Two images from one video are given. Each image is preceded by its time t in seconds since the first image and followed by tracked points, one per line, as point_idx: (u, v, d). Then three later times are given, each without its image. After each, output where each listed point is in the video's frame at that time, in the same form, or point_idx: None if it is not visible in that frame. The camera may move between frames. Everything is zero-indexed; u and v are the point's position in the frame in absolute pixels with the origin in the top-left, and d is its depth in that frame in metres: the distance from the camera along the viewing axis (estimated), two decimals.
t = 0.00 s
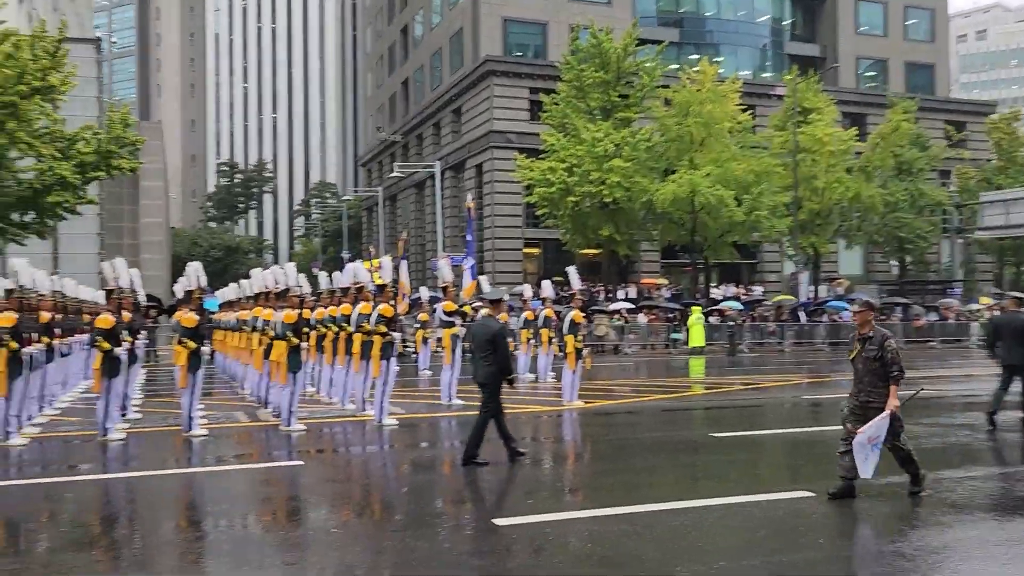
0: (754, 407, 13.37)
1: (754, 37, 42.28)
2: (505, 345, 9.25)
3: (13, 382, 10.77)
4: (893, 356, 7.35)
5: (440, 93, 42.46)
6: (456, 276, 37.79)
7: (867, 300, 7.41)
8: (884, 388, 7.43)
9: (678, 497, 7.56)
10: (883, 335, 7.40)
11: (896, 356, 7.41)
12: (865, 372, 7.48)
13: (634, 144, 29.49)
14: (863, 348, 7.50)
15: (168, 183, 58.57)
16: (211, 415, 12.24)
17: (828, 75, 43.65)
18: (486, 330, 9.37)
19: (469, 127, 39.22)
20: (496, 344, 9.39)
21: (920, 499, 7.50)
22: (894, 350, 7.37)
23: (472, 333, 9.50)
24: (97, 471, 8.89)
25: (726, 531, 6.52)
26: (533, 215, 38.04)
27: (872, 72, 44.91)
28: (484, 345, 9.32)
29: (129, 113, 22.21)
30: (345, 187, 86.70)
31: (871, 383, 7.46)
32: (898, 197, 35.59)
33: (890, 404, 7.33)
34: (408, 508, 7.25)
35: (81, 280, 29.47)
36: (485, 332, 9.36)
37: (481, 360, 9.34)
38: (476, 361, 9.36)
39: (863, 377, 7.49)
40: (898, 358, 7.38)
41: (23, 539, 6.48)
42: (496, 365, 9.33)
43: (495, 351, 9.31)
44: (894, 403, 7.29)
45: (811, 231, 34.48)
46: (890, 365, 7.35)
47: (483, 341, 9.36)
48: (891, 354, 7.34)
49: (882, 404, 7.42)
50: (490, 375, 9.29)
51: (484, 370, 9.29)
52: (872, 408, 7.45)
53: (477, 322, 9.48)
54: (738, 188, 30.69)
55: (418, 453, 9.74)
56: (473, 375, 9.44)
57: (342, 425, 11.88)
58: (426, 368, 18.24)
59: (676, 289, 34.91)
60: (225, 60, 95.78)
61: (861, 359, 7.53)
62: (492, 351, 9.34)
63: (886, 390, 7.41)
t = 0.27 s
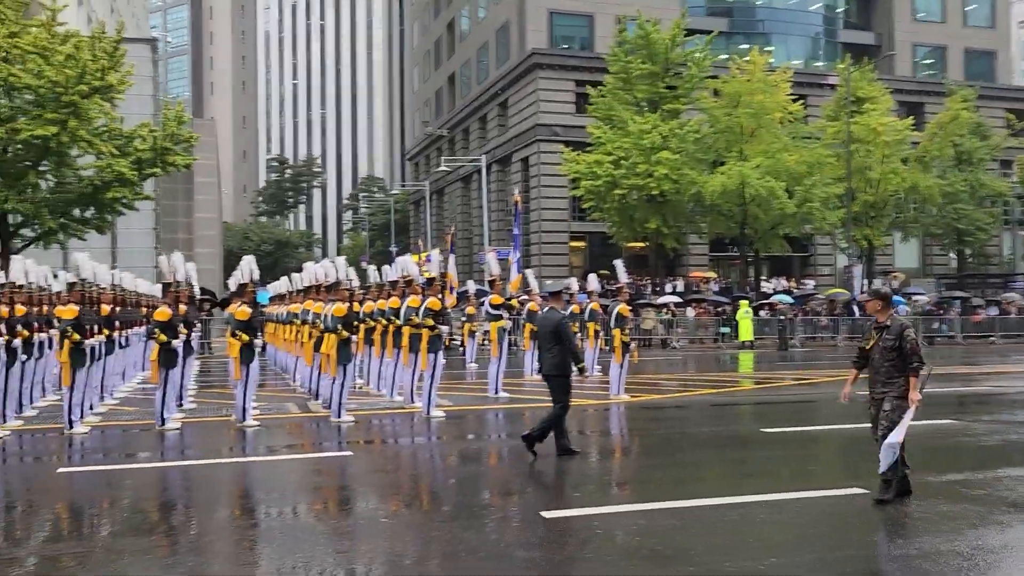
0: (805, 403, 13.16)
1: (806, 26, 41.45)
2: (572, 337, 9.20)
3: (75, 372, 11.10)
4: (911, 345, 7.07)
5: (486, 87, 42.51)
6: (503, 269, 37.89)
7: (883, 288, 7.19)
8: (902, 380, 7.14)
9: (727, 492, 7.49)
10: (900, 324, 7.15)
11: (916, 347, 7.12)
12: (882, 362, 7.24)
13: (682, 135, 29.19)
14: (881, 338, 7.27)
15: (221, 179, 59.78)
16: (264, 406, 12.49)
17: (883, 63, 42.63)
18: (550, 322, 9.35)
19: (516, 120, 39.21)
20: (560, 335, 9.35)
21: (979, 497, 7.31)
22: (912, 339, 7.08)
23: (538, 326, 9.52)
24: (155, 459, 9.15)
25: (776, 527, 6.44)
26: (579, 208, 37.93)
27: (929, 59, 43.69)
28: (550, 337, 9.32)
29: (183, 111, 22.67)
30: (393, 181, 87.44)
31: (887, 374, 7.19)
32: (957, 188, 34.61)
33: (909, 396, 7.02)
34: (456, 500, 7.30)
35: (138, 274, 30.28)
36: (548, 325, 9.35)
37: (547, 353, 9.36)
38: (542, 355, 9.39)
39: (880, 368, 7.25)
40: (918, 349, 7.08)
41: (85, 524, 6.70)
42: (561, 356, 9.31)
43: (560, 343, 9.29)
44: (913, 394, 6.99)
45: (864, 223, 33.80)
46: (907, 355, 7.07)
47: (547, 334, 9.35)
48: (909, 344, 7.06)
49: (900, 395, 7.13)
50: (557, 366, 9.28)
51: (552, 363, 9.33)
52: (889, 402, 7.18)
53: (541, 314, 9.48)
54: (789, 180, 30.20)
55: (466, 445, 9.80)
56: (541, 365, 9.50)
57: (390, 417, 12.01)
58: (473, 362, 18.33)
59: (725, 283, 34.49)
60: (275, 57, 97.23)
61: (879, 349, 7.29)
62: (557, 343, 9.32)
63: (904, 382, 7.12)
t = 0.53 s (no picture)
0: (831, 395, 13.05)
1: (834, 15, 40.91)
2: (609, 326, 9.58)
3: (105, 362, 11.27)
4: (896, 344, 6.96)
5: (511, 79, 42.46)
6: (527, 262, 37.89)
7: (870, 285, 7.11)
8: (884, 379, 7.01)
9: (751, 485, 7.45)
10: (885, 321, 7.05)
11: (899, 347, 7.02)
12: (865, 361, 7.11)
13: (708, 126, 28.97)
14: (864, 335, 7.15)
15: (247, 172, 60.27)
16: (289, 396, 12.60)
17: (913, 52, 41.99)
18: (587, 314, 9.74)
19: (540, 112, 39.13)
20: (597, 325, 9.75)
21: (1009, 491, 7.21)
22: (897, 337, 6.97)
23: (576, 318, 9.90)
24: (183, 448, 9.26)
25: (801, 519, 6.40)
26: (603, 200, 37.80)
27: (961, 48, 42.96)
28: (588, 327, 9.74)
29: (210, 104, 22.84)
30: (417, 174, 87.68)
31: (870, 372, 7.06)
32: (988, 179, 34.04)
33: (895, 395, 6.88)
34: (480, 490, 7.32)
35: (167, 266, 30.65)
36: (585, 316, 9.74)
37: (587, 343, 9.77)
38: (582, 345, 9.80)
39: (862, 366, 7.11)
40: (901, 349, 6.99)
41: (116, 510, 6.80)
42: (601, 344, 9.71)
43: (598, 333, 9.69)
44: (902, 394, 6.85)
45: (893, 215, 33.35)
46: (892, 353, 6.97)
47: (585, 325, 9.75)
48: (893, 341, 6.96)
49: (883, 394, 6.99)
50: (597, 355, 9.71)
51: (591, 353, 9.76)
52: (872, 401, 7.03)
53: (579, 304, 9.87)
54: (816, 171, 29.89)
55: (490, 435, 9.84)
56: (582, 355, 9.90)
57: (415, 408, 12.07)
58: (497, 353, 18.36)
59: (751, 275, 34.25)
60: (300, 50, 97.73)
61: (862, 348, 7.17)
62: (595, 333, 9.72)
63: (886, 381, 7.00)
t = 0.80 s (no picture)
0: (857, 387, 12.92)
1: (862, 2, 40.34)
2: (653, 320, 9.46)
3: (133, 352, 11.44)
4: (868, 329, 6.82)
5: (533, 70, 42.34)
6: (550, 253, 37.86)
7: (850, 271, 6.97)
8: (863, 365, 6.94)
9: (776, 476, 7.40)
10: (862, 307, 6.90)
11: (877, 331, 6.82)
12: (846, 347, 7.04)
13: (732, 116, 28.72)
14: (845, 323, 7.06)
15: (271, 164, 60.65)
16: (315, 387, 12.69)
17: (942, 40, 41.32)
18: (633, 306, 9.61)
19: (563, 103, 39.00)
20: (641, 319, 9.61)
21: None
22: (871, 323, 6.82)
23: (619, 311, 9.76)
24: (211, 437, 9.39)
25: (826, 510, 6.35)
26: (627, 191, 37.64)
27: (991, 35, 42.19)
28: (633, 320, 9.62)
29: (235, 97, 23.01)
30: (439, 165, 87.76)
31: (851, 360, 6.99)
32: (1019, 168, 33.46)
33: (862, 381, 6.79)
34: (503, 480, 7.35)
35: (193, 258, 31.00)
36: (630, 310, 9.62)
37: (630, 337, 9.62)
38: (624, 339, 9.65)
39: (844, 353, 7.06)
40: (876, 334, 6.80)
41: (145, 498, 6.91)
42: (643, 339, 9.55)
43: (642, 326, 9.58)
44: (866, 380, 6.74)
45: (921, 205, 32.88)
46: (864, 340, 6.84)
47: (630, 319, 9.62)
48: (865, 328, 6.82)
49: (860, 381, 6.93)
50: (639, 349, 9.55)
51: (633, 345, 9.61)
52: (852, 388, 7.00)
53: (623, 297, 9.78)
54: (843, 161, 29.56)
55: (513, 426, 9.86)
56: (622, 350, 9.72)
57: (438, 399, 12.11)
58: (519, 345, 18.38)
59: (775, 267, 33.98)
60: (323, 43, 98.08)
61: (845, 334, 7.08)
62: (639, 326, 9.58)
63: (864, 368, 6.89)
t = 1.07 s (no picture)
0: (880, 381, 12.80)
1: None
2: (697, 315, 9.60)
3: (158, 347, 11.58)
4: (837, 324, 6.75)
5: (552, 64, 42.22)
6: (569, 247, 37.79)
7: (817, 268, 6.91)
8: (831, 362, 6.83)
9: (798, 471, 7.35)
10: (831, 303, 6.83)
11: (844, 327, 6.74)
12: (814, 344, 6.94)
13: (752, 109, 28.48)
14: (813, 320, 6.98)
15: (292, 160, 60.94)
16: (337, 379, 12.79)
17: (966, 29, 40.70)
18: (677, 299, 9.74)
19: (582, 97, 38.87)
20: (683, 313, 9.77)
21: None
22: (840, 318, 6.74)
23: (660, 302, 9.86)
24: (234, 431, 9.49)
25: (848, 505, 6.31)
26: (646, 184, 37.48)
27: (1017, 24, 41.48)
28: (675, 313, 9.73)
29: (255, 93, 23.14)
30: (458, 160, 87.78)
31: (819, 357, 6.91)
32: None
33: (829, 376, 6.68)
34: (523, 474, 7.37)
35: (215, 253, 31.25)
36: (673, 302, 9.74)
37: (670, 329, 9.75)
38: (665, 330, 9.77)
39: (812, 349, 6.96)
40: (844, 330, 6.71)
41: (169, 490, 7.00)
42: (682, 333, 9.73)
43: (683, 319, 9.74)
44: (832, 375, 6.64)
45: (945, 197, 32.46)
46: (833, 336, 6.75)
47: (672, 311, 9.74)
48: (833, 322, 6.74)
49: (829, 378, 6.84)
50: (678, 342, 9.71)
51: (672, 338, 9.72)
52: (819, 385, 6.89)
53: (664, 289, 9.87)
54: (865, 153, 29.27)
55: (533, 421, 9.86)
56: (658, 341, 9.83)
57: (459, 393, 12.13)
58: (539, 339, 18.38)
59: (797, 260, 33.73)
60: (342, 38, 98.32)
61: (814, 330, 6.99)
62: (681, 319, 9.73)
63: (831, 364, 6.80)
